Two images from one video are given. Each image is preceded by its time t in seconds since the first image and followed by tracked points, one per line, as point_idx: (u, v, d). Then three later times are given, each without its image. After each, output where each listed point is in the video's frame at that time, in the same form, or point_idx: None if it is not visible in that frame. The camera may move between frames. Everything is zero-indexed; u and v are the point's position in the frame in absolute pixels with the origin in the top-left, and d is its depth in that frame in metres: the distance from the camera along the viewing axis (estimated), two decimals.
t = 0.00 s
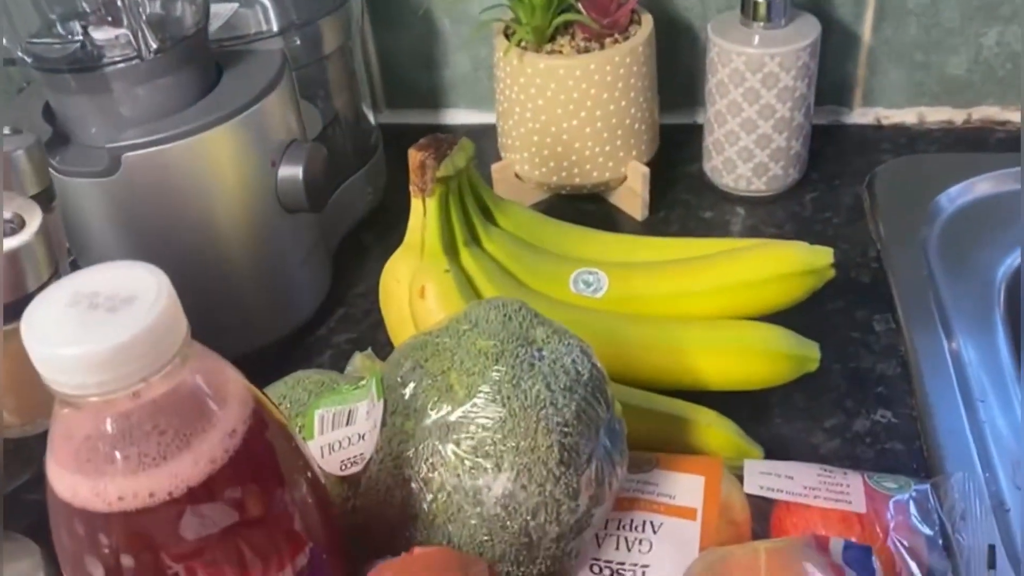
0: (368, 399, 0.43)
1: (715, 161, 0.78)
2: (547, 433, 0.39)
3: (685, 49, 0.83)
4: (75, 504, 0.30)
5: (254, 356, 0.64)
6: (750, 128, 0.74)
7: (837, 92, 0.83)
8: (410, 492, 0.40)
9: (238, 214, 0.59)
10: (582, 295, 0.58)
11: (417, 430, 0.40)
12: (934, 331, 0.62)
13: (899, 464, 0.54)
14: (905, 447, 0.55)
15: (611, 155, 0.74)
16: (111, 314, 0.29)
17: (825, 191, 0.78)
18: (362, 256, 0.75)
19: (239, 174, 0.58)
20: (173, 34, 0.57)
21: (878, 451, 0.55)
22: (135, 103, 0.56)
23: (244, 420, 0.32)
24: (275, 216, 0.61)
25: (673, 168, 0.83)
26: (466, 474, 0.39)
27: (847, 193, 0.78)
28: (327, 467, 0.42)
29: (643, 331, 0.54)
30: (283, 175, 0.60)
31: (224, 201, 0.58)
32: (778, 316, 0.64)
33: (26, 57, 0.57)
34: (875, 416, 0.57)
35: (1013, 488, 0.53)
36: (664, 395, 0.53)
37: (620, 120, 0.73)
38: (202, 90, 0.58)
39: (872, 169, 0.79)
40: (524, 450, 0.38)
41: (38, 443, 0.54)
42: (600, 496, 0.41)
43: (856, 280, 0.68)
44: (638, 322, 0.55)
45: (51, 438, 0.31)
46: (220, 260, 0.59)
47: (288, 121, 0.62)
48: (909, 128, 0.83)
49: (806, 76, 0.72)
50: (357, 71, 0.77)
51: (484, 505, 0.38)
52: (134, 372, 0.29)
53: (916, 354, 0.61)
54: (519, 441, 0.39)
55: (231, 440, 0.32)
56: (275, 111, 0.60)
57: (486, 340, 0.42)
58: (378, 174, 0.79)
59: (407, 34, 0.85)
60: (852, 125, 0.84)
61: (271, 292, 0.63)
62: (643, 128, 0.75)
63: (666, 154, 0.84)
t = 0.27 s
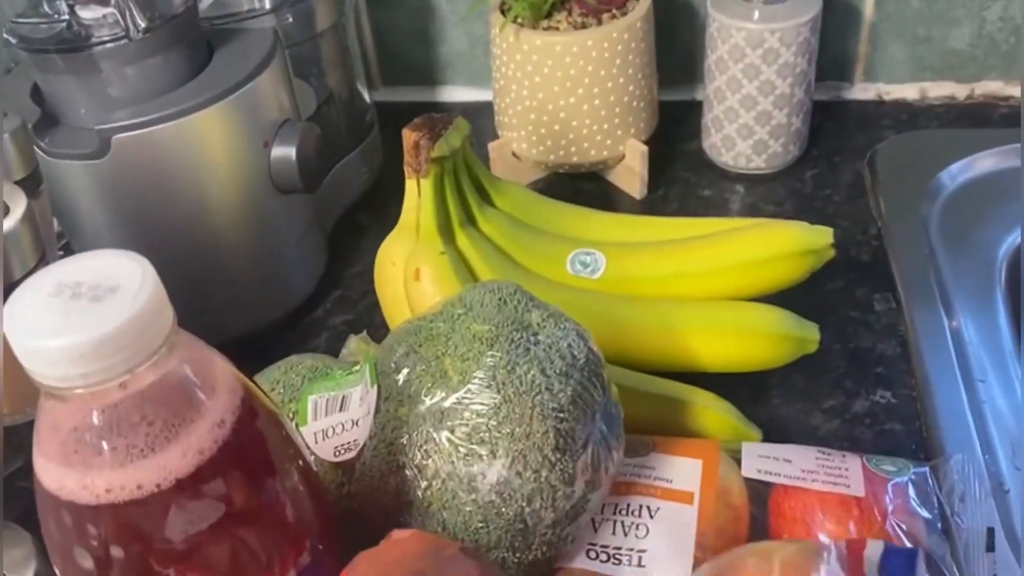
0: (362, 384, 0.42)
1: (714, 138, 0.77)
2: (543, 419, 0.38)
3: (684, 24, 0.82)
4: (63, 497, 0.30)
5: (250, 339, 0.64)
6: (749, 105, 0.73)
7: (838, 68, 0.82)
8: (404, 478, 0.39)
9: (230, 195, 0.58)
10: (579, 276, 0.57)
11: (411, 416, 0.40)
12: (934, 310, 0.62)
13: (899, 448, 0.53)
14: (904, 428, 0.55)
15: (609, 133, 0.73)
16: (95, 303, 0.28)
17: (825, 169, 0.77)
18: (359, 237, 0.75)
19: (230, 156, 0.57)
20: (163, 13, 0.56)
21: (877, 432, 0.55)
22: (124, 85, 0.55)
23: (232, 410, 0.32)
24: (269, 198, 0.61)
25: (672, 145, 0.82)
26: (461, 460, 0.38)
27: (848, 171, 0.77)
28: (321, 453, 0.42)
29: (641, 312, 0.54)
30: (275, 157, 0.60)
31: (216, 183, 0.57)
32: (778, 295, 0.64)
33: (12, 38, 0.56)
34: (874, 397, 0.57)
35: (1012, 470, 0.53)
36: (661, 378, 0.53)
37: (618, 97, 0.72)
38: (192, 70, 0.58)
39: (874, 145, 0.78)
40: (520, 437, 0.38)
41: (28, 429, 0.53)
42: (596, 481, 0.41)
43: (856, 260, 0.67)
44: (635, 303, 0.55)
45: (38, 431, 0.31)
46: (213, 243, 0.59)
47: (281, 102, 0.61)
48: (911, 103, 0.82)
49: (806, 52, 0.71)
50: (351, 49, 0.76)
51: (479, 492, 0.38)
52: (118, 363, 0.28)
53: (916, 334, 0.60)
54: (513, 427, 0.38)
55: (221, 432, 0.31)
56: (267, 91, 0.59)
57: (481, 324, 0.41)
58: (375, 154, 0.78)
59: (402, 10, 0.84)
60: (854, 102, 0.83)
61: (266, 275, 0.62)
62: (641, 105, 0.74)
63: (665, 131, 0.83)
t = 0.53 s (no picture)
0: (341, 364, 0.42)
1: (704, 115, 0.76)
2: (520, 398, 0.38)
3: None
4: (28, 478, 0.30)
5: (235, 319, 0.63)
6: (739, 81, 0.72)
7: (830, 43, 0.81)
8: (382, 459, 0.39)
9: (212, 175, 0.58)
10: (564, 255, 0.57)
11: (389, 396, 0.39)
12: (923, 287, 0.61)
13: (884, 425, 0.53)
14: (891, 405, 0.55)
15: (597, 110, 0.73)
16: (54, 283, 0.28)
17: (816, 145, 0.76)
18: (346, 216, 0.74)
19: (211, 135, 0.56)
20: None
21: (863, 410, 0.55)
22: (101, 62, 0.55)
23: (201, 391, 0.31)
24: (251, 177, 0.60)
25: (662, 123, 0.81)
26: (437, 440, 0.38)
27: (839, 147, 0.76)
28: (298, 434, 0.41)
29: (625, 291, 0.53)
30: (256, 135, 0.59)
31: (197, 162, 0.57)
32: (766, 273, 0.63)
33: None
34: (861, 374, 0.57)
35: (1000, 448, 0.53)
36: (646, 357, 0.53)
37: (605, 74, 0.71)
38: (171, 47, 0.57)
39: (865, 122, 0.78)
40: (497, 416, 0.38)
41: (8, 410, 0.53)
42: (576, 461, 0.40)
43: (845, 237, 0.67)
44: (619, 281, 0.54)
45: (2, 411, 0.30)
46: (195, 222, 0.58)
47: (262, 79, 0.60)
48: (904, 79, 0.81)
49: (796, 27, 0.70)
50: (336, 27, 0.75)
51: (456, 472, 0.38)
52: (79, 344, 0.27)
53: (904, 311, 0.60)
54: (490, 407, 0.38)
55: (188, 414, 0.31)
56: (247, 68, 0.58)
57: (459, 304, 0.41)
58: (361, 132, 0.78)
59: None
60: (846, 78, 0.82)
61: (250, 255, 0.62)
62: (629, 82, 0.73)
63: (655, 108, 0.82)
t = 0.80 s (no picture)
0: (329, 329, 0.40)
1: (704, 74, 0.74)
2: (517, 359, 0.36)
3: None
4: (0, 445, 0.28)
5: (225, 288, 0.62)
6: (740, 38, 0.69)
7: None
8: (374, 424, 0.38)
9: (196, 138, 0.56)
10: (562, 216, 0.55)
11: (380, 359, 0.38)
12: (931, 246, 0.60)
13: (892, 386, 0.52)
14: (899, 366, 0.53)
15: (594, 70, 0.71)
16: (16, 235, 0.26)
17: (819, 103, 0.74)
18: (337, 183, 0.72)
19: (193, 96, 0.54)
20: None
21: (871, 371, 0.53)
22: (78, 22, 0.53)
23: (178, 350, 0.30)
24: (237, 141, 0.58)
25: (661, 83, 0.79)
26: (431, 404, 0.36)
27: (843, 105, 0.74)
28: (288, 402, 0.40)
29: (625, 251, 0.52)
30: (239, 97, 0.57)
31: (180, 125, 0.55)
32: (769, 233, 0.62)
33: None
34: (868, 335, 0.55)
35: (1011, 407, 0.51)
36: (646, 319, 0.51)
37: (601, 32, 0.69)
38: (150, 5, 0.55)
39: (870, 79, 0.76)
40: (493, 378, 0.36)
41: None
42: (576, 424, 0.39)
43: (851, 196, 0.65)
44: (619, 241, 0.52)
45: None
46: (181, 187, 0.57)
47: (246, 38, 0.58)
48: (909, 35, 0.79)
49: None
50: None
51: (451, 437, 0.36)
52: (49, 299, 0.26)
53: (911, 270, 0.58)
54: (486, 368, 0.36)
55: (165, 374, 0.29)
56: (230, 26, 0.56)
57: (452, 262, 0.39)
58: (352, 97, 0.76)
59: None
60: (849, 34, 0.79)
61: (238, 221, 0.60)
62: (627, 40, 0.71)
63: (654, 68, 0.80)
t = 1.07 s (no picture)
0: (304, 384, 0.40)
1: (684, 83, 0.73)
2: (493, 423, 0.36)
3: None
4: None
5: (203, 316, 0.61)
6: (719, 48, 0.68)
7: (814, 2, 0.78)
8: (351, 488, 0.37)
9: (168, 171, 0.55)
10: (541, 246, 0.54)
11: (355, 423, 0.38)
12: (911, 265, 0.59)
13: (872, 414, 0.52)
14: (879, 392, 0.54)
15: (573, 82, 0.70)
16: None
17: (800, 111, 0.74)
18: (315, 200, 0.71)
19: (164, 129, 0.53)
20: None
21: (851, 397, 0.54)
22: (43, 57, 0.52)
23: (147, 446, 0.30)
24: (211, 170, 0.57)
25: (641, 90, 0.78)
26: (407, 470, 0.36)
27: (824, 113, 0.73)
28: (264, 458, 0.39)
29: (603, 284, 0.51)
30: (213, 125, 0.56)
31: (152, 160, 0.54)
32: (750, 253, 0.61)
33: None
34: (849, 359, 0.55)
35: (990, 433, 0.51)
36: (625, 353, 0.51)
37: (579, 45, 0.68)
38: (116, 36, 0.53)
39: (851, 85, 0.75)
40: (469, 443, 0.36)
41: None
42: (553, 479, 0.39)
43: (831, 211, 0.65)
44: (598, 273, 0.52)
45: None
46: (155, 220, 0.56)
47: (216, 65, 0.57)
48: (891, 37, 0.78)
49: None
50: None
51: (429, 502, 0.36)
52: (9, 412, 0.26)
53: (891, 290, 0.58)
54: (462, 433, 0.36)
55: (133, 469, 0.29)
56: (199, 56, 0.55)
57: (427, 319, 0.39)
58: (329, 110, 0.75)
59: None
60: (830, 37, 0.79)
61: (215, 250, 0.59)
62: (605, 51, 0.70)
63: (634, 74, 0.79)
